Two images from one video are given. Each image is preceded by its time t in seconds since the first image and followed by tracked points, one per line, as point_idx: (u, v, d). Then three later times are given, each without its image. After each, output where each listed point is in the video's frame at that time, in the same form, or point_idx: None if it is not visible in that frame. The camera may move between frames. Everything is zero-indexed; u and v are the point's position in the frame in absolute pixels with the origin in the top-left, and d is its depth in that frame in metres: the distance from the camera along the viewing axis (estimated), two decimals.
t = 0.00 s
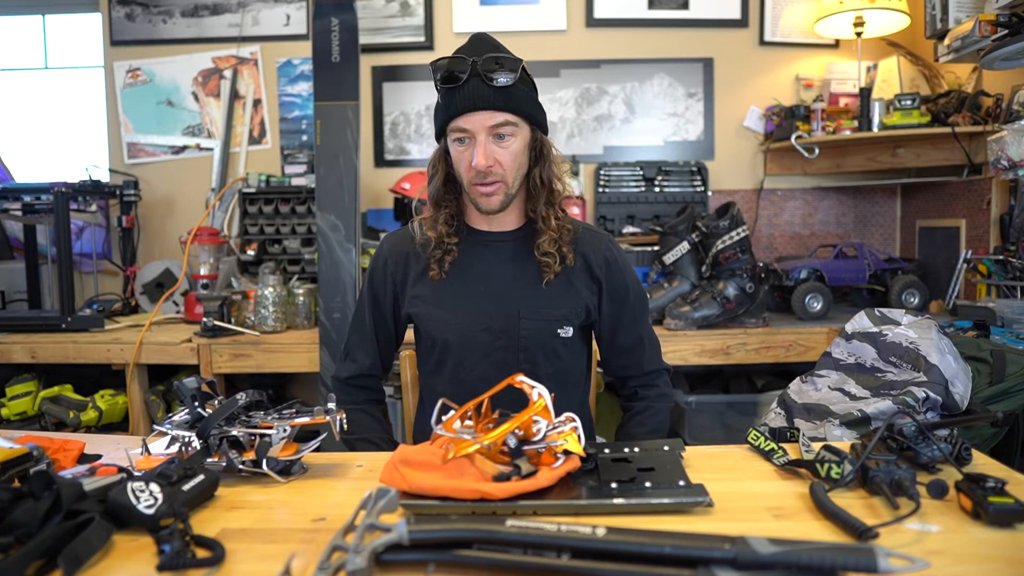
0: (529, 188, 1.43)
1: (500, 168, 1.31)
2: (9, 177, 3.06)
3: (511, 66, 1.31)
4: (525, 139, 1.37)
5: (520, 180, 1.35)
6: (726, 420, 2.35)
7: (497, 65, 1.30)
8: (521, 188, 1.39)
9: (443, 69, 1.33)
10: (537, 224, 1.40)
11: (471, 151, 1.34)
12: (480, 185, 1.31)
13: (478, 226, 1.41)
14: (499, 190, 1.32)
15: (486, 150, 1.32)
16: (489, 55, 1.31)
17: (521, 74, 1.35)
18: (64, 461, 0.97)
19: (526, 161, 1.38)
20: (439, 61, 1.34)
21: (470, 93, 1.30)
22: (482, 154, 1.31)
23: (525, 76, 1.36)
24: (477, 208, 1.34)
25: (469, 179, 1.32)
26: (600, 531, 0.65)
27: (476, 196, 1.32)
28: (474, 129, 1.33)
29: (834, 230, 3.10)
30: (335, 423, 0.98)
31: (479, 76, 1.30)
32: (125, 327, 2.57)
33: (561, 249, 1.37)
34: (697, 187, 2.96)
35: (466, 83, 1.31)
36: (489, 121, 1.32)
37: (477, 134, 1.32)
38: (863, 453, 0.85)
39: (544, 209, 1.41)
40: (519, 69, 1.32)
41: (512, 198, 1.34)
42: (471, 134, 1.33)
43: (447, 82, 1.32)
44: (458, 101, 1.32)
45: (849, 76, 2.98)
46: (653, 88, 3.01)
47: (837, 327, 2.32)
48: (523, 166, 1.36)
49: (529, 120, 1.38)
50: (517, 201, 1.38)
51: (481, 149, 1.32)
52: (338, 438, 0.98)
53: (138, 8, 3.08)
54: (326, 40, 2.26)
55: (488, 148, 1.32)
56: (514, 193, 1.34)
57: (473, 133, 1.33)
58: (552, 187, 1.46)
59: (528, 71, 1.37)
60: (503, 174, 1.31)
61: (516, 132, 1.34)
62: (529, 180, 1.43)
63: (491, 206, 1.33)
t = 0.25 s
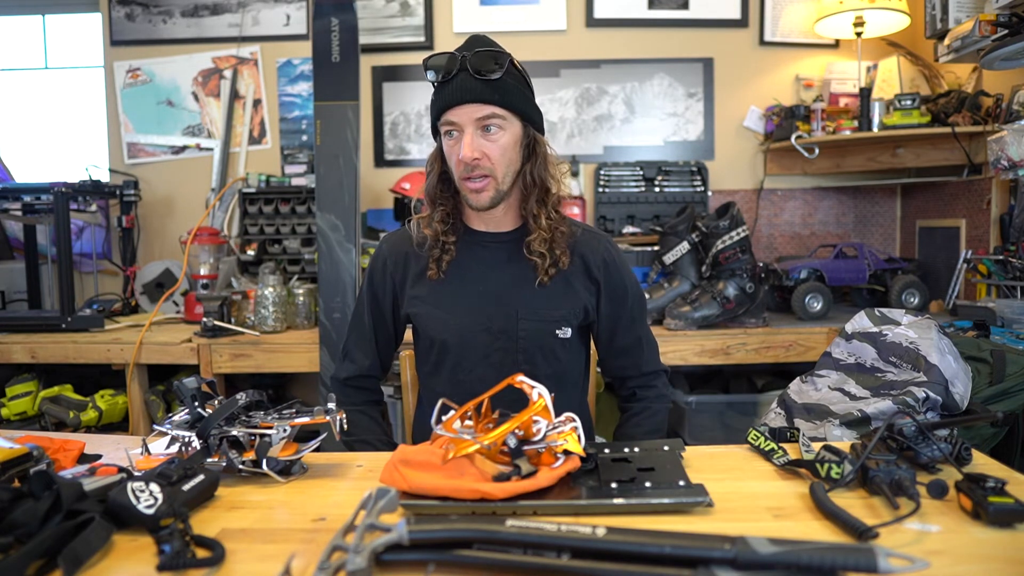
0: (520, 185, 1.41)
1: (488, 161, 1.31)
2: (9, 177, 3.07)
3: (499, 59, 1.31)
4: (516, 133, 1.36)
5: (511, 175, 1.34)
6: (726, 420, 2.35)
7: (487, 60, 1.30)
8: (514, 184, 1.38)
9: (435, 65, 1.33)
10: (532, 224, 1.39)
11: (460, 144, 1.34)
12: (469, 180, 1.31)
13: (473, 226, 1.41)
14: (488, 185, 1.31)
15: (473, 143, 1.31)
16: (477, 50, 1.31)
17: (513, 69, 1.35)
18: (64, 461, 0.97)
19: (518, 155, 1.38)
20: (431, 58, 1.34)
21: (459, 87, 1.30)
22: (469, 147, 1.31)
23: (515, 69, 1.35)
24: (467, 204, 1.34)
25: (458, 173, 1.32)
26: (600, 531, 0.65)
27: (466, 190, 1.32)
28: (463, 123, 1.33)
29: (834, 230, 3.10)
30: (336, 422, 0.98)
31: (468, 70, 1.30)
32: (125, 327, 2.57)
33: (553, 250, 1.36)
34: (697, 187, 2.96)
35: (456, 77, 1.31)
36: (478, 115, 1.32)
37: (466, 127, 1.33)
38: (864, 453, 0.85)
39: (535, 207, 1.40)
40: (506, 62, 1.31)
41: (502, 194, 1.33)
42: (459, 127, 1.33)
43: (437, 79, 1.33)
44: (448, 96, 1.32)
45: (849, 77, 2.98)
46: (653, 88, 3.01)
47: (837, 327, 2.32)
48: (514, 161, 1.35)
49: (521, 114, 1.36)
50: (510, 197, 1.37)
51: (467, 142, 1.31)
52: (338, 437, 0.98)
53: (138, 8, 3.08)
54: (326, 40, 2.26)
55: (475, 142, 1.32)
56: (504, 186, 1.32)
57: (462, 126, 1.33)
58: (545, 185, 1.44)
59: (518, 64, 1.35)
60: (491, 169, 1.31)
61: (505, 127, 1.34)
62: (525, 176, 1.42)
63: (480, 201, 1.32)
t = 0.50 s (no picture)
0: (518, 183, 1.41)
1: (484, 158, 1.31)
2: (10, 177, 3.07)
3: (497, 57, 1.31)
4: (512, 130, 1.36)
5: (507, 172, 1.34)
6: (726, 420, 2.35)
7: (485, 58, 1.30)
8: (512, 181, 1.38)
9: (433, 63, 1.34)
10: (528, 221, 1.39)
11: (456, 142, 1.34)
12: (465, 177, 1.31)
13: (472, 223, 1.41)
14: (484, 182, 1.31)
15: (468, 139, 1.31)
16: (475, 49, 1.32)
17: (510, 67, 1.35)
18: (64, 461, 0.97)
19: (516, 153, 1.38)
20: (429, 57, 1.34)
21: (457, 86, 1.30)
22: (464, 143, 1.31)
23: (513, 67, 1.35)
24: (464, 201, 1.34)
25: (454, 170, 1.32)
26: (600, 531, 0.65)
27: (461, 187, 1.32)
28: (459, 120, 1.33)
29: (834, 229, 3.11)
30: (337, 422, 0.99)
31: (466, 68, 1.30)
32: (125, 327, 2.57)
33: (550, 248, 1.36)
34: (697, 187, 2.96)
35: (454, 76, 1.31)
36: (475, 113, 1.32)
37: (462, 125, 1.32)
38: (864, 453, 0.85)
39: (531, 205, 1.40)
40: (503, 60, 1.32)
41: (498, 190, 1.33)
42: (456, 125, 1.33)
43: (435, 77, 1.34)
44: (445, 94, 1.32)
45: (849, 77, 2.98)
46: (653, 88, 3.01)
47: (837, 327, 2.32)
48: (511, 158, 1.35)
49: (518, 112, 1.37)
50: (506, 195, 1.37)
51: (463, 139, 1.31)
52: (338, 437, 0.98)
53: (138, 8, 3.08)
54: (326, 39, 2.26)
55: (470, 139, 1.31)
56: (500, 182, 1.32)
57: (458, 124, 1.33)
58: (543, 183, 1.44)
59: (516, 63, 1.36)
60: (487, 165, 1.31)
61: (502, 124, 1.34)
62: (523, 174, 1.42)
63: (476, 197, 1.32)
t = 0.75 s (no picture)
0: (519, 179, 1.41)
1: (486, 158, 1.31)
2: (9, 177, 3.07)
3: (495, 57, 1.30)
4: (512, 129, 1.36)
5: (509, 171, 1.34)
6: (726, 420, 2.35)
7: (484, 58, 1.29)
8: (513, 179, 1.38)
9: (431, 63, 1.33)
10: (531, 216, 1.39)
11: (457, 142, 1.33)
12: (469, 176, 1.31)
13: (473, 217, 1.41)
14: (487, 181, 1.31)
15: (470, 141, 1.31)
16: (473, 50, 1.31)
17: (507, 65, 1.35)
18: (64, 461, 0.97)
19: (516, 150, 1.38)
20: (428, 57, 1.34)
21: (456, 87, 1.30)
22: (466, 145, 1.31)
23: (511, 67, 1.35)
24: (467, 199, 1.34)
25: (457, 170, 1.32)
26: (600, 531, 0.65)
27: (465, 187, 1.32)
28: (459, 121, 1.33)
29: (834, 229, 3.11)
30: (337, 422, 0.99)
31: (464, 69, 1.30)
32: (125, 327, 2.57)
33: (551, 242, 1.36)
34: (697, 187, 2.96)
35: (453, 77, 1.31)
36: (476, 113, 1.32)
37: (464, 125, 1.32)
38: (864, 453, 0.85)
39: (533, 201, 1.40)
40: (501, 60, 1.31)
41: (501, 189, 1.34)
42: (456, 126, 1.33)
43: (434, 79, 1.33)
44: (445, 95, 1.32)
45: (849, 77, 2.98)
46: (653, 88, 3.01)
47: (837, 327, 2.32)
48: (512, 156, 1.36)
49: (518, 111, 1.37)
50: (508, 193, 1.37)
51: (465, 140, 1.31)
52: (338, 437, 0.98)
53: (138, 8, 3.08)
54: (326, 39, 2.26)
55: (473, 139, 1.31)
56: (502, 182, 1.33)
57: (460, 124, 1.33)
58: (544, 179, 1.45)
59: (513, 62, 1.35)
60: (490, 164, 1.31)
61: (502, 123, 1.34)
62: (523, 171, 1.42)
63: (480, 196, 1.33)
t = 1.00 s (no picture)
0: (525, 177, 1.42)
1: (495, 152, 1.31)
2: (9, 177, 3.07)
3: (504, 52, 1.31)
4: (520, 125, 1.37)
5: (516, 165, 1.34)
6: (726, 420, 2.35)
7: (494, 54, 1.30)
8: (519, 175, 1.38)
9: (440, 58, 1.33)
10: (537, 215, 1.40)
11: (465, 136, 1.33)
12: (476, 169, 1.31)
13: (478, 217, 1.41)
14: (495, 175, 1.31)
15: (479, 134, 1.31)
16: (482, 45, 1.32)
17: (515, 62, 1.35)
18: (64, 461, 0.97)
19: (523, 148, 1.38)
20: (437, 52, 1.34)
21: (466, 81, 1.31)
22: (475, 137, 1.31)
23: (520, 63, 1.36)
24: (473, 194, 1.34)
25: (465, 164, 1.32)
26: (600, 531, 0.65)
27: (472, 180, 1.32)
28: (469, 115, 1.33)
29: (834, 230, 3.11)
30: (337, 422, 0.99)
31: (473, 64, 1.30)
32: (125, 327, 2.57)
33: (558, 240, 1.37)
34: (697, 187, 2.96)
35: (462, 71, 1.31)
36: (485, 107, 1.32)
37: (472, 119, 1.33)
38: (863, 453, 0.85)
39: (540, 199, 1.42)
40: (510, 55, 1.32)
41: (509, 184, 1.34)
42: (465, 119, 1.33)
43: (442, 74, 1.34)
44: (454, 89, 1.32)
45: (849, 77, 2.98)
46: (653, 88, 3.01)
47: (837, 327, 2.32)
48: (519, 152, 1.36)
49: (525, 108, 1.38)
50: (513, 189, 1.37)
51: (474, 133, 1.31)
52: (338, 438, 0.98)
53: (138, 8, 3.08)
54: (326, 39, 2.26)
55: (482, 133, 1.32)
56: (509, 176, 1.33)
57: (468, 118, 1.33)
58: (549, 177, 1.45)
59: (520, 59, 1.35)
60: (498, 158, 1.31)
61: (511, 118, 1.34)
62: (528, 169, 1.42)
63: (487, 190, 1.32)
